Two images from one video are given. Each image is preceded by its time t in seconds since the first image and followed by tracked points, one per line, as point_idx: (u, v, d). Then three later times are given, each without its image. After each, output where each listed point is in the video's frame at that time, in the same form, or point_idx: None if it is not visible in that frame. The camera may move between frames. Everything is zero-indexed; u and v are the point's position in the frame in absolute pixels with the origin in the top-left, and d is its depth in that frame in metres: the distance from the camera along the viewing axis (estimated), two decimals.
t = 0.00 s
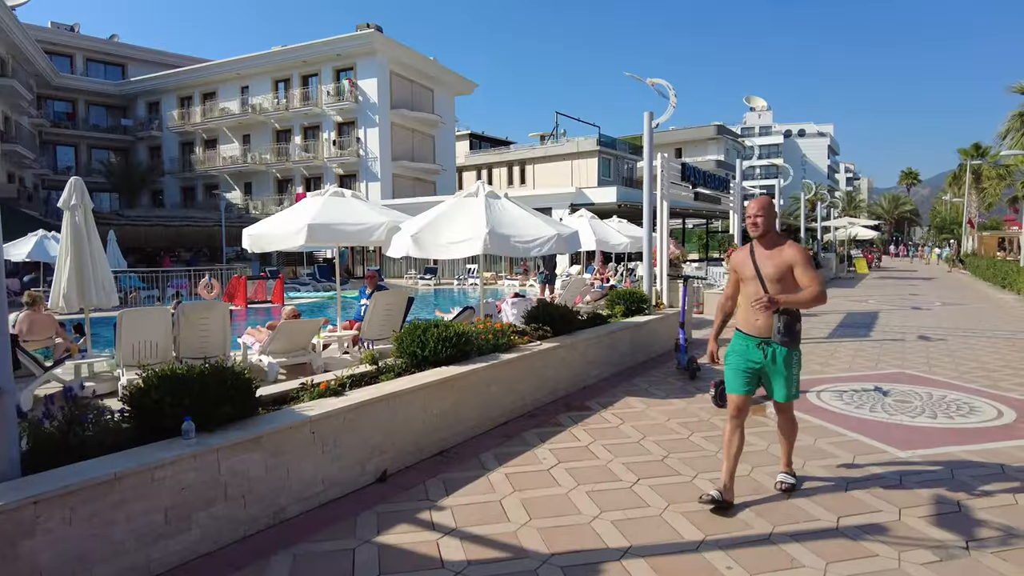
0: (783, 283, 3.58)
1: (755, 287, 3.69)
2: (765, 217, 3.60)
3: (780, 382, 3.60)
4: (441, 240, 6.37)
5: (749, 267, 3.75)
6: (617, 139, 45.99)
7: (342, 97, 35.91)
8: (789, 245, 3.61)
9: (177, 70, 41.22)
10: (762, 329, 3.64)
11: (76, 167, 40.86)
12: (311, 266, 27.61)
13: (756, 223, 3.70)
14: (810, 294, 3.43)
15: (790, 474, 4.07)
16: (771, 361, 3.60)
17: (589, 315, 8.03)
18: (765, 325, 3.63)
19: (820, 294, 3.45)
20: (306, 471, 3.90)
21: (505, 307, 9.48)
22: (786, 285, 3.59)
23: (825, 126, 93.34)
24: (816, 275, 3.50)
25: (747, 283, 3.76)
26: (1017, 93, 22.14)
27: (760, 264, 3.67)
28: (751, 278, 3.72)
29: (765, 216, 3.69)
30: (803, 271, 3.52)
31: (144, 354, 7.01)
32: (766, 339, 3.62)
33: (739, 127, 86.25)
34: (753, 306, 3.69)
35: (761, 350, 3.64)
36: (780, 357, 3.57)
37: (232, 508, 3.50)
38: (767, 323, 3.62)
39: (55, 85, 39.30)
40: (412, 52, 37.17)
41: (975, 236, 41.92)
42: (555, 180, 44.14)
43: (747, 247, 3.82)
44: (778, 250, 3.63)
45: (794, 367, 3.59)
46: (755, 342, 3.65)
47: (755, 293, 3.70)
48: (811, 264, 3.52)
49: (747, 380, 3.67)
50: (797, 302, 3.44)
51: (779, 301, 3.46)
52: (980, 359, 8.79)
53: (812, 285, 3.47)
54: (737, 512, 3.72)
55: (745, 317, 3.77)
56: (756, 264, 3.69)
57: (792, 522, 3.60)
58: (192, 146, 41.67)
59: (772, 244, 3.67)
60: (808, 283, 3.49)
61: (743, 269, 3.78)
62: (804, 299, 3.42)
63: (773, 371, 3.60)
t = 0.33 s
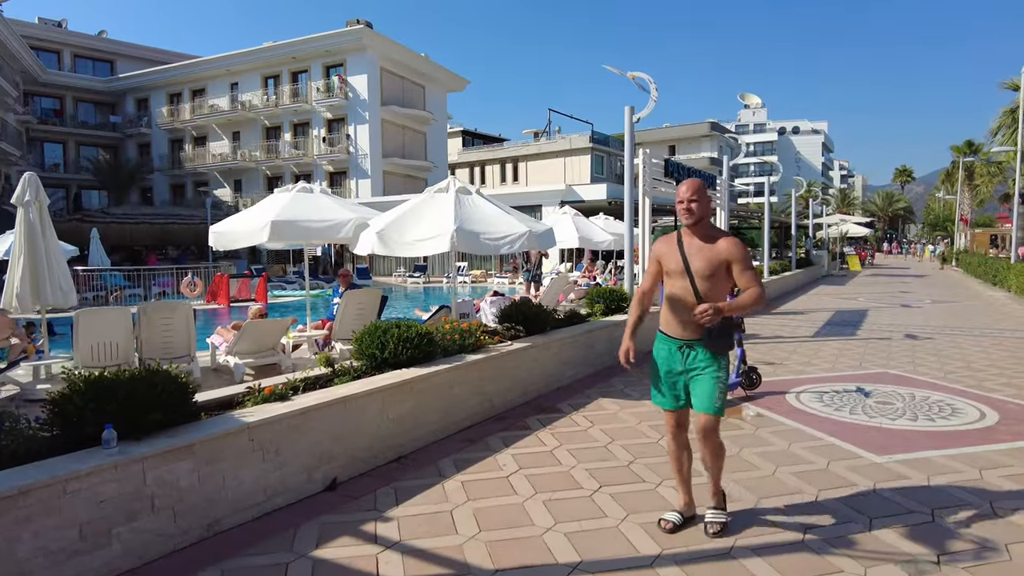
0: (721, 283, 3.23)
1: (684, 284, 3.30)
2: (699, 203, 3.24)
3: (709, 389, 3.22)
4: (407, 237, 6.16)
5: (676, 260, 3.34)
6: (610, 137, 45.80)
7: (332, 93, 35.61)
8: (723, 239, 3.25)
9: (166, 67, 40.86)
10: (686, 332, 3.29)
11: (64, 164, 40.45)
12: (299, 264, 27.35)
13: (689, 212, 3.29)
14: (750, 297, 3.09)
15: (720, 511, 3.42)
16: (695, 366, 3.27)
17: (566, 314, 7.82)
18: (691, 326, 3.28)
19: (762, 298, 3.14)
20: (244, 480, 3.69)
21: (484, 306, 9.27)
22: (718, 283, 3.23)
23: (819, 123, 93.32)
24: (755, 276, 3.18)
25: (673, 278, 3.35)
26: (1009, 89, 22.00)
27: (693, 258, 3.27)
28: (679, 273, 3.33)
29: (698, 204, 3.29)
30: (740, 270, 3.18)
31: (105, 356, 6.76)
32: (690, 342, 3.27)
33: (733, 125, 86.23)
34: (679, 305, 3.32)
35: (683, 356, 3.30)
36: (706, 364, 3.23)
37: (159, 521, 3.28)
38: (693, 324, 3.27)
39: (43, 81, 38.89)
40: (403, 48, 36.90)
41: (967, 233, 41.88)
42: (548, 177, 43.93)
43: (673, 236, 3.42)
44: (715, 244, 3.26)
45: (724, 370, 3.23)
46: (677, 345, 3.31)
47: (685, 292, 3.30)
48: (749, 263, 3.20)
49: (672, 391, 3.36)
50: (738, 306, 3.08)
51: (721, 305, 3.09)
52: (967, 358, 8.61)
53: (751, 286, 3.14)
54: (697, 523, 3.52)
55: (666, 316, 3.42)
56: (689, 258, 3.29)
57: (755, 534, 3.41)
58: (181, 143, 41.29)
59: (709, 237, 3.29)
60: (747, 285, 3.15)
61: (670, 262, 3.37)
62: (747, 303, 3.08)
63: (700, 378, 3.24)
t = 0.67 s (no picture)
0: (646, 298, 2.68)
1: (602, 298, 2.72)
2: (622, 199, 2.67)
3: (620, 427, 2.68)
4: (367, 233, 5.90)
5: (592, 267, 2.75)
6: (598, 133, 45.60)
7: (316, 87, 35.16)
8: (647, 244, 2.69)
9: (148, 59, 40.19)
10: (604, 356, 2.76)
11: (43, 158, 39.72)
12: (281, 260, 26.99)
13: (610, 210, 2.70)
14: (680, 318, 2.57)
15: None
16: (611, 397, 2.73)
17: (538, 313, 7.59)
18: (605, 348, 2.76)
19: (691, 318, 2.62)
20: (169, 493, 3.43)
21: (457, 303, 9.01)
22: (641, 298, 2.67)
23: (807, 120, 93.60)
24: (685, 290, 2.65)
25: (587, 290, 2.77)
26: (994, 87, 21.96)
27: (611, 267, 2.68)
28: (594, 285, 2.74)
29: (620, 201, 2.71)
30: (668, 284, 2.63)
31: (51, 356, 6.41)
32: (606, 368, 2.74)
33: (722, 122, 86.32)
34: (593, 320, 2.77)
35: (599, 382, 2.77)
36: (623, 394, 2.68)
37: (69, 540, 3.02)
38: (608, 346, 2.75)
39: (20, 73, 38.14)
40: (388, 42, 36.48)
41: (952, 231, 42.04)
42: (535, 173, 43.68)
43: (588, 238, 2.82)
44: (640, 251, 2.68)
45: (638, 404, 2.69)
46: (592, 371, 2.78)
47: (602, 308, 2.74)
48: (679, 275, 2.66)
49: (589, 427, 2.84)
50: (663, 329, 2.55)
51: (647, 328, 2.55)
52: (947, 358, 8.46)
53: (679, 304, 2.62)
54: (651, 540, 3.31)
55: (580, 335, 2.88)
56: (607, 267, 2.70)
57: (711, 551, 3.20)
58: (164, 138, 40.67)
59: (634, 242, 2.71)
60: (674, 301, 2.61)
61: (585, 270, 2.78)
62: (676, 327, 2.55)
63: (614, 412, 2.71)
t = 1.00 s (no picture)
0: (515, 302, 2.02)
1: (471, 304, 2.13)
2: (483, 179, 2.02)
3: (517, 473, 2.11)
4: (315, 231, 5.65)
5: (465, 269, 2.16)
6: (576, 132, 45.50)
7: (289, 82, 34.58)
8: (524, 234, 2.03)
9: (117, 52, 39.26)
10: (482, 385, 2.12)
11: (7, 153, 38.62)
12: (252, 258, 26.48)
13: (472, 195, 2.07)
14: (550, 323, 1.88)
15: None
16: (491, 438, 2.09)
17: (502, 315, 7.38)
18: (483, 375, 2.12)
19: (573, 321, 1.91)
20: (73, 513, 3.14)
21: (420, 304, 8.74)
22: (517, 304, 2.02)
23: (784, 121, 94.59)
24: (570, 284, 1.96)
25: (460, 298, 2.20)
26: (963, 89, 22.17)
27: (475, 267, 2.07)
28: (466, 287, 2.16)
29: (488, 181, 2.05)
30: (544, 280, 1.95)
31: None
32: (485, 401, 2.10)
33: (701, 122, 86.89)
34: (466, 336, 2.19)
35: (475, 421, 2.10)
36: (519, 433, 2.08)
37: None
38: (486, 371, 2.12)
39: None
40: (364, 37, 36.01)
41: (924, 231, 42.59)
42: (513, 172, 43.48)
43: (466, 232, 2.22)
44: (510, 243, 2.04)
45: (534, 444, 2.11)
46: (468, 405, 2.12)
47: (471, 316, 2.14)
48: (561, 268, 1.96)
49: (455, 473, 2.15)
50: (520, 337, 1.88)
51: (489, 329, 1.87)
52: (916, 360, 8.38)
53: (556, 304, 1.92)
54: (595, 560, 3.11)
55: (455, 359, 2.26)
56: (472, 265, 2.09)
57: (658, 572, 3.00)
58: (133, 132, 39.78)
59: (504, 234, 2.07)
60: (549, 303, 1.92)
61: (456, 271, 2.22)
62: (536, 333, 1.88)
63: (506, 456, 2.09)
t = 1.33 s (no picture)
0: (297, 337, 1.46)
1: (237, 340, 1.59)
2: (246, 158, 1.52)
3: None
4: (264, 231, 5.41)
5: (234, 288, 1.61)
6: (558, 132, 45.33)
7: (267, 80, 34.03)
8: (312, 238, 1.50)
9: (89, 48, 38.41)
10: (247, 453, 1.64)
11: None
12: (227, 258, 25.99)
13: (235, 184, 1.56)
14: (347, 374, 1.33)
15: None
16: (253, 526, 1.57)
17: (468, 319, 7.14)
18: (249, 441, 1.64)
19: (382, 370, 1.36)
20: None
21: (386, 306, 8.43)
22: (298, 341, 1.47)
23: (764, 121, 95.26)
24: (376, 315, 1.41)
25: (230, 331, 1.63)
26: (940, 90, 22.25)
27: (245, 286, 1.53)
28: (233, 314, 1.62)
29: (256, 165, 1.56)
30: (340, 308, 1.39)
31: None
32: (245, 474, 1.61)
33: (683, 122, 87.26)
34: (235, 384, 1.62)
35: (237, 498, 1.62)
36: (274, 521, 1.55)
37: None
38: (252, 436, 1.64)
39: None
40: (343, 35, 35.56)
41: (902, 232, 42.95)
42: (495, 172, 43.23)
43: (246, 239, 1.70)
44: (291, 252, 1.51)
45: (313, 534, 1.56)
46: (229, 476, 1.64)
47: (235, 356, 1.59)
48: (365, 289, 1.42)
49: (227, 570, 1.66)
50: (308, 401, 1.33)
51: (257, 396, 1.32)
52: (892, 363, 8.25)
53: (355, 349, 1.37)
54: None
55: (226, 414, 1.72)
56: (241, 284, 1.55)
57: None
58: (107, 130, 38.95)
59: (287, 239, 1.54)
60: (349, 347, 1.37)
61: (225, 294, 1.67)
62: (325, 392, 1.32)
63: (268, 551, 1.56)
